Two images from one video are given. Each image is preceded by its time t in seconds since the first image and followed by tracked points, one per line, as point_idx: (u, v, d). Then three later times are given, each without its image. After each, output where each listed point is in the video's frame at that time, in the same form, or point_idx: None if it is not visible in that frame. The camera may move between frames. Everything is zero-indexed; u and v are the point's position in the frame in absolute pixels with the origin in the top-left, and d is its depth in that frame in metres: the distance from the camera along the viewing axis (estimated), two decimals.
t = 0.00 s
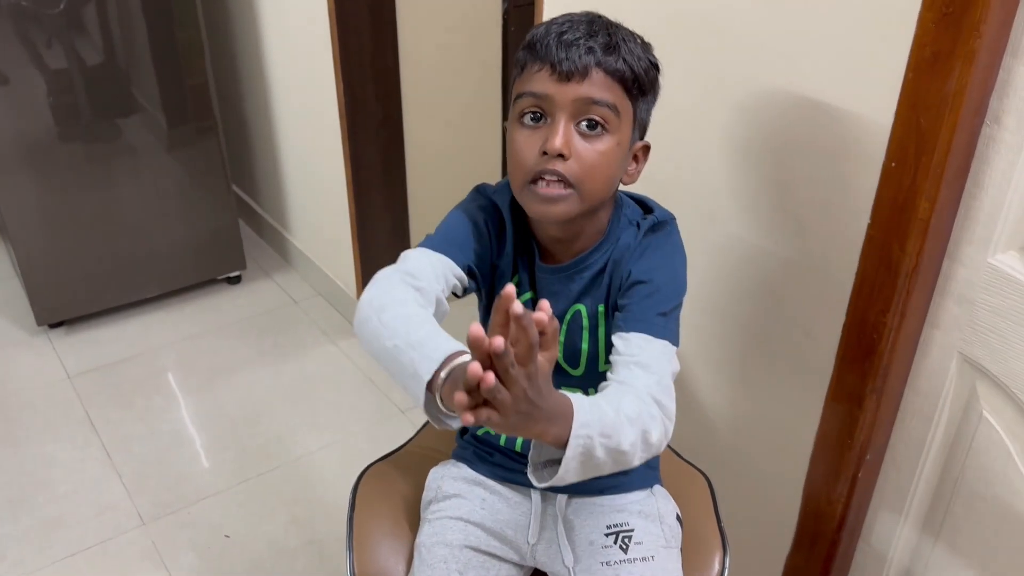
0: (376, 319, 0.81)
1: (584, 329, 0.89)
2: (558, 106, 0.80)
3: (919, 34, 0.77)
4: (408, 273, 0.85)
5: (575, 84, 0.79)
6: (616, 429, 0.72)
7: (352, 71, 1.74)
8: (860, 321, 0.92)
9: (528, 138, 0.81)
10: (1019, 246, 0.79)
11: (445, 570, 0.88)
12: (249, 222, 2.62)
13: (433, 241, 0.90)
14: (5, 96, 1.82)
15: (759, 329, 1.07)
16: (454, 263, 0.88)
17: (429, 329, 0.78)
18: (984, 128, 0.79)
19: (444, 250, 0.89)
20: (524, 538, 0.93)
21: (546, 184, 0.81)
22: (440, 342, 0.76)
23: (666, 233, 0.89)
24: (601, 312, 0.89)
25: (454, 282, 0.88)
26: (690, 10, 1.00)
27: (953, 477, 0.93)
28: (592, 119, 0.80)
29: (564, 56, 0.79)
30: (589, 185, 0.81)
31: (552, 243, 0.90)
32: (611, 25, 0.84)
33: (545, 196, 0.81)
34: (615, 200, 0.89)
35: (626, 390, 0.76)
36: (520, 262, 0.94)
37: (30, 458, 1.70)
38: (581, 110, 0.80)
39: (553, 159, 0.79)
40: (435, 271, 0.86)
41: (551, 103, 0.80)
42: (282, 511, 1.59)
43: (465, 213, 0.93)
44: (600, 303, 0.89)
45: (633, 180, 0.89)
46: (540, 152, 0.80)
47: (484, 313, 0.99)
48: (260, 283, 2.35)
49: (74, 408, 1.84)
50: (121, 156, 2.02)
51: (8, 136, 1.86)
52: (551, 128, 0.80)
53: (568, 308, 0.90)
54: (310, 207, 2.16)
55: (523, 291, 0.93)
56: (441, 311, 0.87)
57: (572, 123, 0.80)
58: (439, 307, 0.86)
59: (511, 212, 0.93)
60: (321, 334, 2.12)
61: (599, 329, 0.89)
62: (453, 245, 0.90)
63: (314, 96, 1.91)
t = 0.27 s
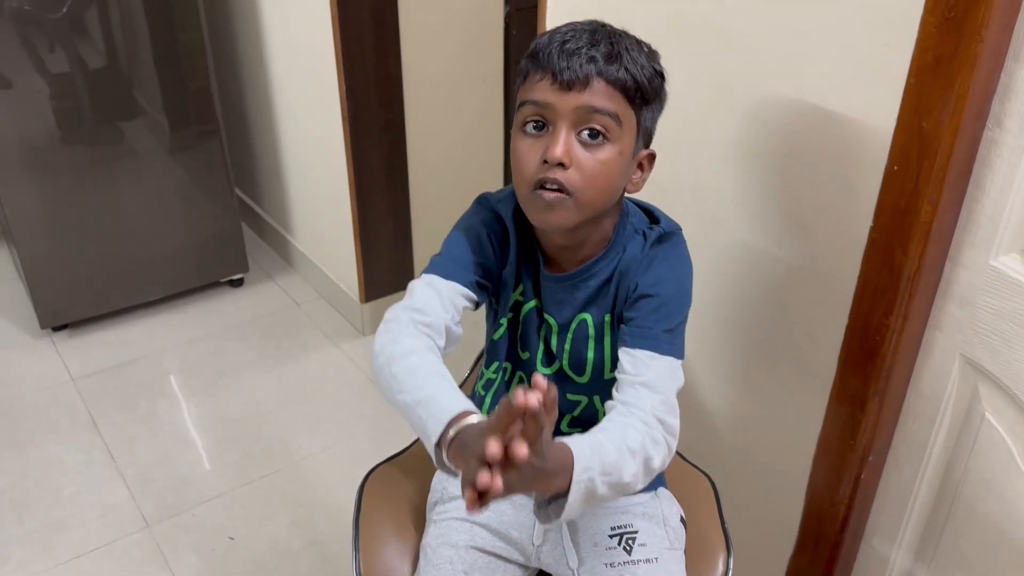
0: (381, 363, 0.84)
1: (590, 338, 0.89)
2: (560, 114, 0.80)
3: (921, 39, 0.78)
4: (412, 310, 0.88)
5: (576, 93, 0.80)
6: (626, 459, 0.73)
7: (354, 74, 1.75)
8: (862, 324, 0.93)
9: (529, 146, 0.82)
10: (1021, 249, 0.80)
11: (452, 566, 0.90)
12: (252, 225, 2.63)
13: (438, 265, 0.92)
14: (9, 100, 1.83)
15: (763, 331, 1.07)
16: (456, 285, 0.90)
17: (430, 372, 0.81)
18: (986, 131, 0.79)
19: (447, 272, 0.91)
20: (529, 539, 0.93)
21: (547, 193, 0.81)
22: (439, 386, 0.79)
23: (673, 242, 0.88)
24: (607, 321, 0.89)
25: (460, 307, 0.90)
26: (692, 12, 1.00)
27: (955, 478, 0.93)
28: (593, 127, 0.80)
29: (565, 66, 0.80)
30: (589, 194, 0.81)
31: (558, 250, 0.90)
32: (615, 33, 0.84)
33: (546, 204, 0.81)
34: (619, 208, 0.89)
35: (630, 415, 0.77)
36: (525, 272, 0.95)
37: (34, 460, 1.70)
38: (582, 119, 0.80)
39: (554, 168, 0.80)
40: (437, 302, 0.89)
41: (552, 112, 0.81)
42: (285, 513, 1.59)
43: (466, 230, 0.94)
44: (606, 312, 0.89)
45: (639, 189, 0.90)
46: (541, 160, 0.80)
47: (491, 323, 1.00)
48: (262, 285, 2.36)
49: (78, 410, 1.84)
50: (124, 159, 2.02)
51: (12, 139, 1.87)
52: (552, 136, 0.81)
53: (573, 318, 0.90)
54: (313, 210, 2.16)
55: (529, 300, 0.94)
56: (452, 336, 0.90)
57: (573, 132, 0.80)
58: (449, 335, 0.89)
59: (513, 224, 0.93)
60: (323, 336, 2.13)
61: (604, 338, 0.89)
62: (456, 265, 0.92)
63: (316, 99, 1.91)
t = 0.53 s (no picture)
0: (385, 426, 0.92)
1: (594, 348, 0.89)
2: (551, 118, 0.80)
3: (920, 39, 0.78)
4: (403, 365, 0.93)
5: (568, 99, 0.79)
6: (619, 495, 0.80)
7: (354, 75, 1.75)
8: (862, 322, 0.93)
9: (519, 148, 0.82)
10: (1020, 248, 0.80)
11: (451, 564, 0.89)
12: (252, 226, 2.63)
13: (425, 305, 0.95)
14: (9, 101, 1.83)
15: (763, 331, 1.07)
16: (440, 322, 0.93)
17: (420, 429, 0.87)
18: (985, 131, 0.79)
19: (432, 312, 0.93)
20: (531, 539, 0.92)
21: (531, 196, 0.81)
22: (426, 444, 0.85)
23: (671, 248, 0.88)
24: (611, 330, 0.89)
25: (453, 342, 0.94)
26: (692, 13, 1.00)
27: (955, 478, 0.93)
28: (583, 135, 0.80)
29: (561, 70, 0.79)
30: (571, 201, 0.80)
31: (551, 254, 0.89)
32: (620, 42, 0.83)
33: (529, 208, 0.81)
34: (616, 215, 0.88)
35: (629, 445, 0.83)
36: (517, 284, 0.94)
37: (35, 461, 1.70)
38: (572, 125, 0.79)
39: (537, 172, 0.80)
40: (425, 350, 0.93)
41: (544, 116, 0.80)
42: (286, 514, 1.59)
43: (452, 258, 0.94)
44: (610, 321, 0.89)
45: (632, 201, 0.87)
46: (527, 163, 0.80)
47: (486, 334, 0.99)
48: (262, 286, 2.36)
49: (78, 411, 1.84)
50: (124, 160, 2.02)
51: (11, 139, 1.87)
52: (540, 140, 0.80)
53: (575, 328, 0.89)
54: (313, 211, 2.17)
55: (524, 314, 0.92)
56: (455, 369, 0.94)
57: (562, 138, 0.80)
58: (448, 371, 0.93)
59: (500, 242, 0.93)
60: (324, 336, 2.13)
61: (608, 348, 0.89)
62: (445, 300, 0.94)
63: (316, 100, 1.91)
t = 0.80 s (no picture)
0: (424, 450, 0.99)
1: (593, 365, 0.89)
2: (547, 138, 0.79)
3: (919, 41, 0.78)
4: (418, 397, 0.97)
5: (564, 120, 0.78)
6: (595, 519, 0.87)
7: (353, 77, 1.75)
8: (862, 324, 0.93)
9: (514, 166, 0.80)
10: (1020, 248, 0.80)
11: (485, 519, 0.89)
12: (252, 228, 2.63)
13: (426, 337, 0.95)
14: (10, 103, 1.83)
15: (764, 332, 1.07)
16: (440, 355, 0.94)
17: (444, 462, 0.93)
18: (985, 131, 0.79)
19: (433, 344, 0.94)
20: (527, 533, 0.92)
21: (525, 217, 0.80)
22: (451, 479, 0.92)
23: (664, 267, 0.86)
24: (610, 350, 0.88)
25: (459, 373, 0.95)
26: (692, 15, 1.01)
27: (955, 479, 0.93)
28: (579, 156, 0.78)
29: (557, 90, 0.78)
30: (566, 222, 0.79)
31: (544, 270, 0.87)
32: (618, 63, 0.81)
33: (523, 228, 0.80)
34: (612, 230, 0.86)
35: (611, 470, 0.89)
36: (507, 303, 0.92)
37: (35, 464, 1.70)
38: (567, 146, 0.78)
39: (532, 191, 0.78)
40: (432, 384, 0.96)
41: (540, 135, 0.79)
42: (285, 517, 1.59)
43: (444, 285, 0.93)
44: (608, 341, 0.88)
45: (628, 222, 0.85)
46: (522, 182, 0.79)
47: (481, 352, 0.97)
48: (262, 288, 2.36)
49: (78, 413, 1.84)
50: (124, 162, 2.03)
51: (12, 142, 1.87)
52: (537, 159, 0.79)
53: (572, 347, 0.89)
54: (313, 213, 2.17)
55: (518, 330, 0.91)
56: (469, 395, 0.96)
57: (557, 159, 0.79)
58: (460, 400, 0.96)
59: (488, 267, 0.91)
60: (324, 339, 2.13)
61: (606, 365, 0.89)
62: (443, 332, 0.93)
63: (316, 103, 1.91)
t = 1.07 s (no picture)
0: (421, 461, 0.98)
1: (595, 375, 0.89)
2: (552, 145, 0.78)
3: (921, 44, 0.78)
4: (412, 409, 0.96)
5: (567, 125, 0.77)
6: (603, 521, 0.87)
7: (354, 80, 1.75)
8: (864, 328, 0.93)
9: (521, 178, 0.79)
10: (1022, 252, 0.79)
11: (473, 539, 0.88)
12: (252, 230, 2.63)
13: (419, 348, 0.94)
14: (10, 105, 1.83)
15: (765, 335, 1.07)
16: (433, 367, 0.93)
17: (436, 478, 0.92)
18: (986, 135, 0.79)
19: (427, 355, 0.93)
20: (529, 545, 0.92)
21: (540, 227, 0.79)
22: (441, 496, 0.91)
23: (667, 275, 0.86)
24: (613, 359, 0.88)
25: (453, 386, 0.94)
26: (692, 17, 1.01)
27: (956, 482, 0.93)
28: (586, 159, 0.78)
29: (557, 96, 0.77)
30: (581, 227, 0.78)
31: (545, 281, 0.86)
32: (611, 62, 0.82)
33: (541, 239, 0.78)
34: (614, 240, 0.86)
35: (618, 474, 0.89)
36: (504, 313, 0.91)
37: (35, 466, 1.70)
38: (573, 151, 0.77)
39: (544, 201, 0.77)
40: (426, 397, 0.95)
41: (544, 143, 0.78)
42: (285, 519, 1.59)
43: (438, 298, 0.92)
44: (612, 351, 0.88)
45: (634, 219, 0.86)
46: (532, 193, 0.78)
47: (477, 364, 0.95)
48: (263, 290, 2.36)
49: (78, 415, 1.84)
50: (125, 165, 2.03)
51: (12, 144, 1.87)
52: (543, 168, 0.78)
53: (574, 356, 0.88)
54: (313, 215, 2.17)
55: (517, 341, 0.90)
56: (462, 408, 0.95)
57: (565, 164, 0.78)
58: (454, 413, 0.95)
59: (483, 278, 0.90)
60: (324, 341, 2.13)
61: (608, 374, 0.89)
62: (438, 343, 0.92)
63: (317, 105, 1.92)
